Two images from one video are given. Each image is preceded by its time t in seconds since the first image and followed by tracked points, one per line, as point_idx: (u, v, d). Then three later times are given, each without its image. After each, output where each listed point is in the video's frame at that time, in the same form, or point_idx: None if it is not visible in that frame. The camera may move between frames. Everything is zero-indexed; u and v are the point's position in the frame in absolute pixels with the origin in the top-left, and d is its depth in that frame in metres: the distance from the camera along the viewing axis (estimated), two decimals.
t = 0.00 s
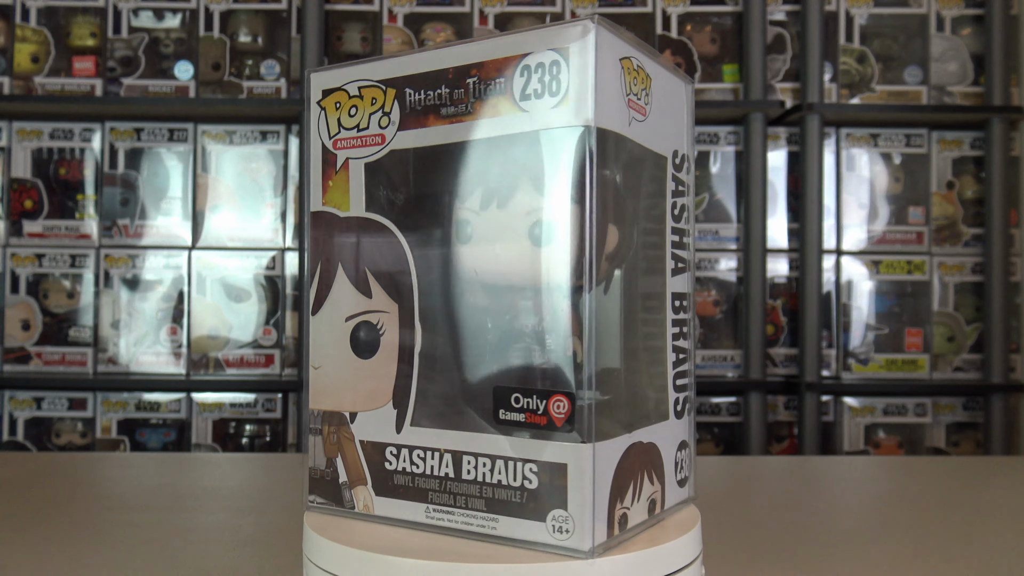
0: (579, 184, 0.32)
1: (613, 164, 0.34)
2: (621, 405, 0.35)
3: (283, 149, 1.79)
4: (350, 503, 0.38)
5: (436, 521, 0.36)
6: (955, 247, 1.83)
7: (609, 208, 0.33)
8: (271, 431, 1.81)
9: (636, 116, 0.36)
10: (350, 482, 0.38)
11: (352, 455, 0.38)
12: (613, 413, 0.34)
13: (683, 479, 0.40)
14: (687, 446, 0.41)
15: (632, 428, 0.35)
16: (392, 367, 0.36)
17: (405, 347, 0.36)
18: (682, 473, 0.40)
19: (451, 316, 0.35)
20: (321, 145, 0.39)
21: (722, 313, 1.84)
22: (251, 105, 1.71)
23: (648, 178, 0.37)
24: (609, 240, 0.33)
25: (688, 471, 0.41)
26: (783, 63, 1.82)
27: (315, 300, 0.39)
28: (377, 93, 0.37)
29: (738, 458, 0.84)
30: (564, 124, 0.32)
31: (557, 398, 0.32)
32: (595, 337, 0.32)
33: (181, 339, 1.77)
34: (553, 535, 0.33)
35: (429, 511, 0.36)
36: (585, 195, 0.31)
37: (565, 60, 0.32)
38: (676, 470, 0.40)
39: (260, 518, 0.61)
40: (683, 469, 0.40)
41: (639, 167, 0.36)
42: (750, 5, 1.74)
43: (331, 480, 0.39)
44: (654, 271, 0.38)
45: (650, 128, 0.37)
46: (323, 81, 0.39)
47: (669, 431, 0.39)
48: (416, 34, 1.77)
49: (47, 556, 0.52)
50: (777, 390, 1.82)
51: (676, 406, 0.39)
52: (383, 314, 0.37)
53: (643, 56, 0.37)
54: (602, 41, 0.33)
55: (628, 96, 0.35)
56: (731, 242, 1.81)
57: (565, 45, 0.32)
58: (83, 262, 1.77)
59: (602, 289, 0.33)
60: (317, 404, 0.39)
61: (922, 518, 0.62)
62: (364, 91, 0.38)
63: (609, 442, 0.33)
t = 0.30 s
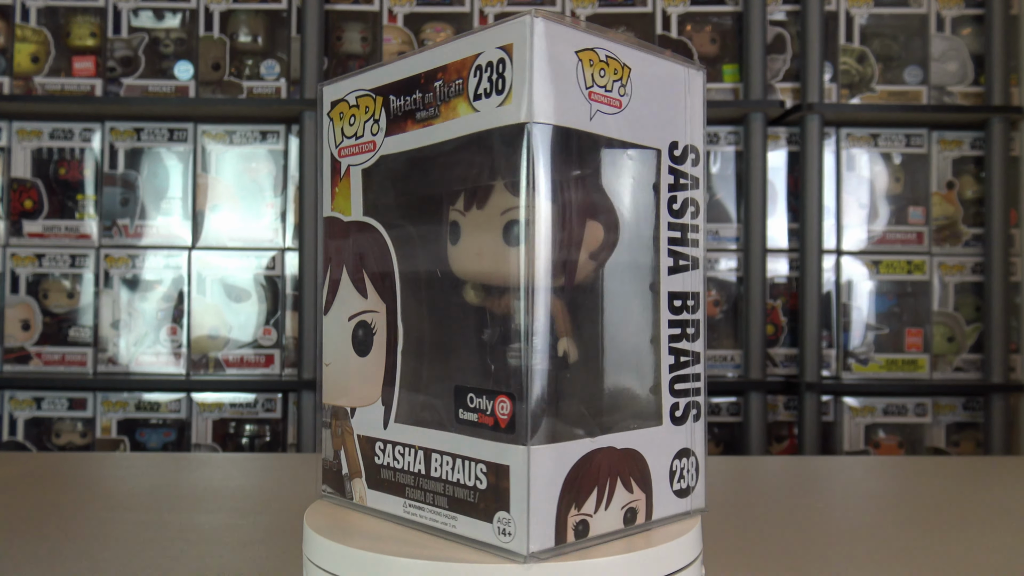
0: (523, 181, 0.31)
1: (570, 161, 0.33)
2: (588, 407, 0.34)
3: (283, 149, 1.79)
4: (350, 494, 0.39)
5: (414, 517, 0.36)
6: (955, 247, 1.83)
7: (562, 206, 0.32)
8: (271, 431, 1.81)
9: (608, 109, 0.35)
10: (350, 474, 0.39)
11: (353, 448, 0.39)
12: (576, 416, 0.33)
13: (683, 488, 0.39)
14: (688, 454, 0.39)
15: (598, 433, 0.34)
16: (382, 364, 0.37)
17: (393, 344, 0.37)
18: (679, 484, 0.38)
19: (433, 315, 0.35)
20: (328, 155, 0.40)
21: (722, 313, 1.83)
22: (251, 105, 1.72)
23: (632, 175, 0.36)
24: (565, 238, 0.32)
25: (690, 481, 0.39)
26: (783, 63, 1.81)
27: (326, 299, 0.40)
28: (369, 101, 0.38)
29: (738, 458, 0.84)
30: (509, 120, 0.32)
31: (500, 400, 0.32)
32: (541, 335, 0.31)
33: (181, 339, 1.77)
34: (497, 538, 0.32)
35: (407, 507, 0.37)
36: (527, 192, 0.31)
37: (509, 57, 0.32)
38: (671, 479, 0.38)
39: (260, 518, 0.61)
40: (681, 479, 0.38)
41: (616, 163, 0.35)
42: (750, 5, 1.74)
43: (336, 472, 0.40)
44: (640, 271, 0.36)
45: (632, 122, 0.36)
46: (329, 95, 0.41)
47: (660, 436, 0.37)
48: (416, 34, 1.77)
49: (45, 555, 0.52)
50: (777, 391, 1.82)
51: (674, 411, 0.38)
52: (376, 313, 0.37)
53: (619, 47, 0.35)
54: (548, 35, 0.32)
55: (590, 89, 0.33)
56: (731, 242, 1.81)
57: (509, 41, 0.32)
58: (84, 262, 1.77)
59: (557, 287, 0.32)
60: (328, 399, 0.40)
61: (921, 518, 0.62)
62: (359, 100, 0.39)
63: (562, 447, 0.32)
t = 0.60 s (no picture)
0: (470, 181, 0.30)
1: (529, 155, 0.31)
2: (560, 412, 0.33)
3: (283, 148, 1.79)
4: (361, 486, 0.41)
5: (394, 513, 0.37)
6: (955, 247, 1.83)
7: (519, 205, 0.31)
8: (271, 431, 1.81)
9: (573, 102, 0.33)
10: (360, 467, 0.40)
11: (362, 442, 0.40)
12: (538, 422, 0.32)
13: (670, 499, 0.36)
14: (678, 463, 0.36)
15: (551, 433, 0.32)
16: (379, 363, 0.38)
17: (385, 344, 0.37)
18: (667, 493, 0.36)
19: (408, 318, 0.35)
20: (346, 163, 0.41)
21: (722, 313, 1.84)
22: (252, 105, 1.72)
23: (618, 165, 0.34)
24: (520, 239, 0.31)
25: (682, 492, 0.36)
26: (783, 63, 1.81)
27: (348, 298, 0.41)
28: (372, 108, 0.39)
29: (739, 458, 0.84)
30: (454, 122, 0.31)
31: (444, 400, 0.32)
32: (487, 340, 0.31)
33: (181, 339, 1.77)
34: (443, 536, 0.32)
35: (391, 502, 0.37)
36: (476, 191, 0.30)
37: (455, 58, 0.31)
38: (654, 487, 0.35)
39: (261, 518, 0.61)
40: (667, 487, 0.36)
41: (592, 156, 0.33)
42: (750, 5, 1.74)
43: (352, 463, 0.41)
44: (628, 268, 0.34)
45: (608, 114, 0.34)
46: (345, 106, 0.42)
47: (637, 443, 0.35)
48: (416, 33, 1.77)
49: (46, 556, 0.52)
50: (777, 391, 1.82)
51: (658, 417, 0.35)
52: (375, 313, 0.38)
53: (590, 40, 0.34)
54: (492, 32, 0.31)
55: (545, 83, 0.32)
56: (731, 242, 1.81)
57: (456, 42, 0.31)
58: (83, 262, 1.77)
59: (514, 291, 0.31)
60: (348, 395, 0.41)
61: (920, 518, 0.62)
62: (365, 109, 0.39)
63: (507, 447, 0.31)
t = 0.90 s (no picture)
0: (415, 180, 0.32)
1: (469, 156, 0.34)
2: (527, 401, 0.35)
3: (283, 148, 1.79)
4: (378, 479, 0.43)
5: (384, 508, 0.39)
6: (955, 247, 1.82)
7: (472, 205, 0.34)
8: (271, 431, 1.81)
9: (522, 100, 0.34)
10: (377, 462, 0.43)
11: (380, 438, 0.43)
12: (484, 408, 0.34)
13: (641, 506, 0.36)
14: (650, 471, 0.36)
15: (502, 437, 0.34)
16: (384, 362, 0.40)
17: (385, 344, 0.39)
18: (637, 500, 0.36)
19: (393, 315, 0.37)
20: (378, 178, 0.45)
21: (722, 313, 1.84)
22: (251, 104, 1.71)
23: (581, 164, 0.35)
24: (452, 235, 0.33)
25: (657, 501, 0.36)
26: (783, 63, 1.81)
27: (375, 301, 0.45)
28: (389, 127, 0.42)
29: (738, 458, 0.84)
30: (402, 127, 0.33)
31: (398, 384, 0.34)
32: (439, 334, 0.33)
33: (181, 339, 1.77)
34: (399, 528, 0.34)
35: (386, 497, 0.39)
36: (414, 195, 0.32)
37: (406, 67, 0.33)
38: (624, 496, 0.36)
39: (261, 518, 0.61)
40: (637, 494, 0.36)
41: (542, 154, 0.35)
42: (750, 5, 1.74)
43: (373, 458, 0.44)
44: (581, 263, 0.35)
45: (563, 112, 0.34)
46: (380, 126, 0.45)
47: (603, 447, 0.35)
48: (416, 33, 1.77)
49: (46, 555, 0.52)
50: (777, 391, 1.82)
51: (628, 422, 0.35)
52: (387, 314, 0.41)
53: (546, 33, 0.34)
54: (431, 36, 0.33)
55: (492, 84, 0.33)
56: (731, 242, 1.81)
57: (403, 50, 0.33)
58: (83, 262, 1.77)
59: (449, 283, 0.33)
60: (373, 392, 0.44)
61: (921, 518, 0.62)
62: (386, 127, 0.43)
63: (455, 446, 0.33)
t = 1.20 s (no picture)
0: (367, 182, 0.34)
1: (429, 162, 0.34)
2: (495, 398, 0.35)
3: (283, 149, 1.79)
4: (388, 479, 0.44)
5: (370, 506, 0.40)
6: (955, 247, 1.83)
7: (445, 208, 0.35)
8: (271, 431, 1.81)
9: (475, 101, 0.33)
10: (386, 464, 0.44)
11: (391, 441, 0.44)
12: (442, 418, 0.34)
13: (598, 513, 0.34)
14: (607, 476, 0.34)
15: (453, 435, 0.34)
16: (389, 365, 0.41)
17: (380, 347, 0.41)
18: (594, 505, 0.34)
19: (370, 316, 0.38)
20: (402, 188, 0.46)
21: (722, 313, 1.84)
22: (252, 105, 1.71)
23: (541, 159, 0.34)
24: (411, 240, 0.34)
25: (617, 510, 0.34)
26: (783, 63, 1.81)
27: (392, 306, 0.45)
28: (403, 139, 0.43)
29: (738, 458, 0.84)
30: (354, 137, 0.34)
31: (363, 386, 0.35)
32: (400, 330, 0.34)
33: (181, 339, 1.77)
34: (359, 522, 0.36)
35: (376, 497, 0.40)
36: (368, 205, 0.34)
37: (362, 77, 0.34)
38: (580, 502, 0.34)
39: (261, 518, 0.61)
40: (594, 500, 0.34)
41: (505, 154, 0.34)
42: (750, 5, 1.74)
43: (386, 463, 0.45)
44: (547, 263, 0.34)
45: (520, 107, 0.33)
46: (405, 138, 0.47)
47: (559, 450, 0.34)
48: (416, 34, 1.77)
49: (47, 556, 0.52)
50: (777, 391, 1.82)
51: (585, 425, 0.34)
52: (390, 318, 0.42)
53: (496, 32, 0.34)
54: (381, 48, 0.34)
55: (442, 86, 0.33)
56: (731, 242, 1.81)
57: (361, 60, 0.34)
58: (83, 262, 1.77)
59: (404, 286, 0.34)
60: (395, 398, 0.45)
61: (921, 518, 0.62)
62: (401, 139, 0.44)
63: (398, 444, 0.34)
